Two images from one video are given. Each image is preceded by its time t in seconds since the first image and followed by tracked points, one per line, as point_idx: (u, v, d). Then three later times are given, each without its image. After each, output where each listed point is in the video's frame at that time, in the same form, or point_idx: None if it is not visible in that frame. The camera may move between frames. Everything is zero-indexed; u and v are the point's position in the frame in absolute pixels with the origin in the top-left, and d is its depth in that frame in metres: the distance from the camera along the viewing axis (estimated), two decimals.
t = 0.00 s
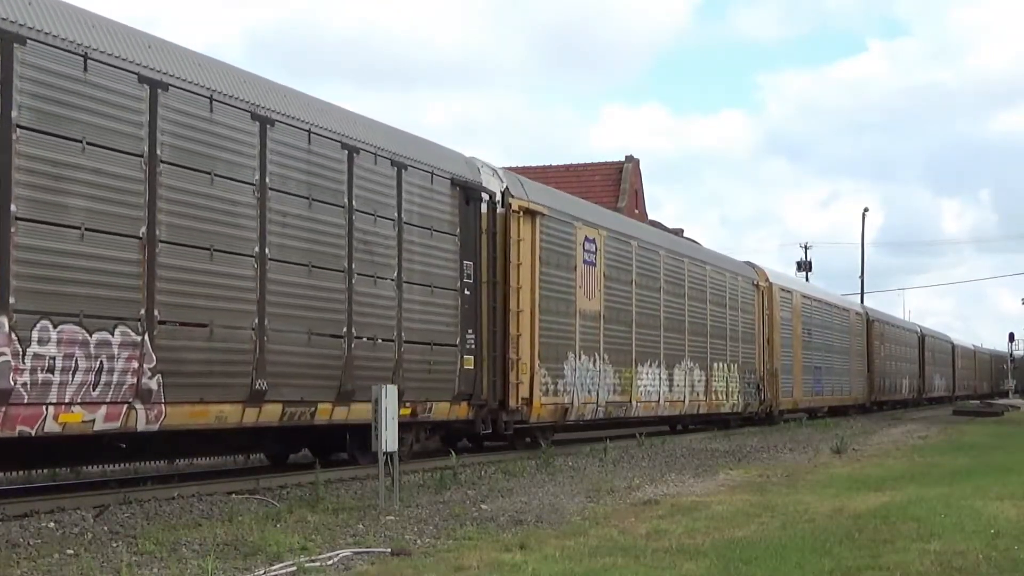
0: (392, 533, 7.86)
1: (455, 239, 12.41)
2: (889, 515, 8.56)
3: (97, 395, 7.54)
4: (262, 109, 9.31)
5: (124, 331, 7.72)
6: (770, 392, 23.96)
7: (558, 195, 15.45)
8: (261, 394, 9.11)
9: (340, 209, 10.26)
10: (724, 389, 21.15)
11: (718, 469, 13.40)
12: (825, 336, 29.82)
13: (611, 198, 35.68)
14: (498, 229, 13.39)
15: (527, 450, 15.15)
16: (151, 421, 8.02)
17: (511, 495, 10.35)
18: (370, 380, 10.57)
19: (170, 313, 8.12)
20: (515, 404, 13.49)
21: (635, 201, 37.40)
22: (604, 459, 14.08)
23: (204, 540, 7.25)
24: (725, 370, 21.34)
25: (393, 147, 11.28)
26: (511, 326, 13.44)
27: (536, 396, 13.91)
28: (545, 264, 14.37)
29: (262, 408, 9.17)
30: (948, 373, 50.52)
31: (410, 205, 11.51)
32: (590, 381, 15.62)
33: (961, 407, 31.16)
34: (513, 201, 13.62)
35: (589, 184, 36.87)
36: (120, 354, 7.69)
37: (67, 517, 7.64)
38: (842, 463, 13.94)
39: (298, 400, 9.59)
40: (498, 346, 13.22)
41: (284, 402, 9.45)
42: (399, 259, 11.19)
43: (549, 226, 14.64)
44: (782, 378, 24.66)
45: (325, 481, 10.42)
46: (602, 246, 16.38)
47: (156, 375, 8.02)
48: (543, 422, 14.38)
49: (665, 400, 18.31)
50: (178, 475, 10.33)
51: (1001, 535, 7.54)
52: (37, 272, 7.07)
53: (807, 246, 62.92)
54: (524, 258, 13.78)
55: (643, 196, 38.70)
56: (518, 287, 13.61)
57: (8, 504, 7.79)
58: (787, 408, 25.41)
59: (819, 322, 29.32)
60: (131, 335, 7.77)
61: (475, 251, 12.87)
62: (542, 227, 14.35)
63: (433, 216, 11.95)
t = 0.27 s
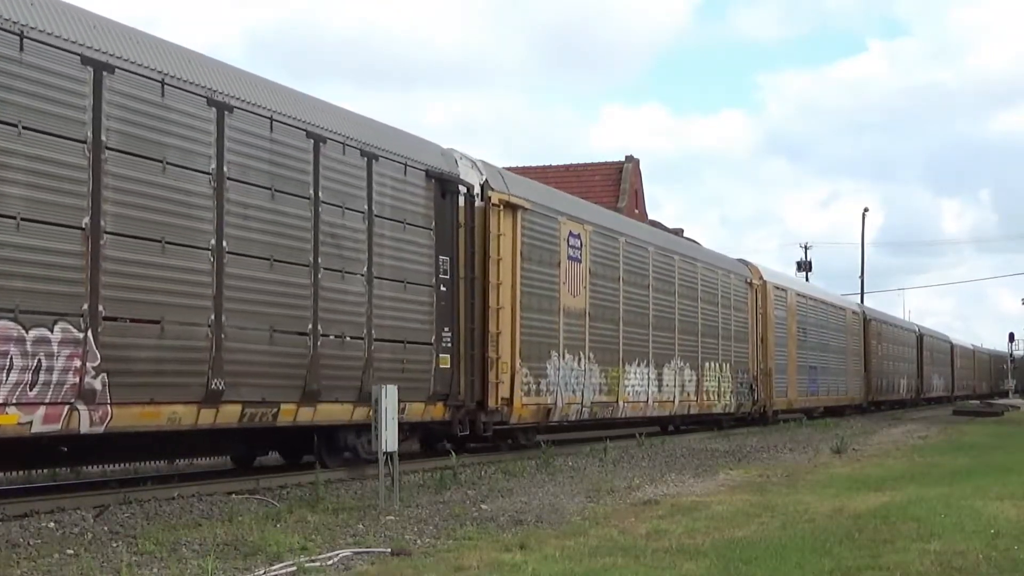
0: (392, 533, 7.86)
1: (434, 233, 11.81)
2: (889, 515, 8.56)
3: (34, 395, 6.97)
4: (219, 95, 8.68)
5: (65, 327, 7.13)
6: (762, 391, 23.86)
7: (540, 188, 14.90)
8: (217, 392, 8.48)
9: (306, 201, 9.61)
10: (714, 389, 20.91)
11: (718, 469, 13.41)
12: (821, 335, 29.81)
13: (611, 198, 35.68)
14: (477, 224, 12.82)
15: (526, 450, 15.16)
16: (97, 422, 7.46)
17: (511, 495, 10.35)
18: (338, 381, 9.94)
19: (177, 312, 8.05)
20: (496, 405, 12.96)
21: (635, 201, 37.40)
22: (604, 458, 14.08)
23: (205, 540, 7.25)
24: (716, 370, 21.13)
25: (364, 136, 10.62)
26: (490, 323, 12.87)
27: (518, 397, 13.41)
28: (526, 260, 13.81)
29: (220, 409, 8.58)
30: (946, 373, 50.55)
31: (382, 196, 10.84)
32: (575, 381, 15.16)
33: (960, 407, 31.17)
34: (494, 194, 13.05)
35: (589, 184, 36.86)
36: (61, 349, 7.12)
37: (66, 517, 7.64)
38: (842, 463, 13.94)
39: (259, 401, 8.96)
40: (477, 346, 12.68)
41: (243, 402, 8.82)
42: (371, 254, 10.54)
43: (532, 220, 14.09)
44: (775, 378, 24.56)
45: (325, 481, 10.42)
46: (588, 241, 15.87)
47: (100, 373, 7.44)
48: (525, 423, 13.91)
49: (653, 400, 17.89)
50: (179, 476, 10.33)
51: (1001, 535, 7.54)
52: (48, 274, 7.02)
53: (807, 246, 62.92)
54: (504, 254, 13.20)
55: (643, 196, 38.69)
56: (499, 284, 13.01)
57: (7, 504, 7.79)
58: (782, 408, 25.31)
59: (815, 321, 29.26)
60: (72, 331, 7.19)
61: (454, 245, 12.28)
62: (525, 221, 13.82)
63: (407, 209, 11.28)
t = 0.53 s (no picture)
0: (392, 533, 7.86)
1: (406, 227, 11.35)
2: (889, 515, 8.56)
3: None
4: (172, 79, 8.25)
5: None
6: (756, 391, 23.81)
7: (521, 182, 14.49)
8: (167, 391, 8.07)
9: (268, 191, 9.20)
10: (707, 388, 20.67)
11: (718, 469, 13.41)
12: (818, 335, 29.83)
13: (611, 198, 35.68)
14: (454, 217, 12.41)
15: (527, 450, 15.17)
16: (36, 424, 7.07)
17: (511, 495, 10.35)
18: (303, 380, 9.55)
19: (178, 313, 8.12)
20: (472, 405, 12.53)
21: (635, 201, 37.41)
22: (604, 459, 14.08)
23: (205, 540, 7.25)
24: (707, 369, 20.89)
25: (329, 125, 10.15)
26: (466, 321, 12.50)
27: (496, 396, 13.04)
28: (507, 256, 13.44)
29: (170, 410, 8.17)
30: (945, 373, 50.56)
31: (351, 187, 10.40)
32: (558, 380, 14.80)
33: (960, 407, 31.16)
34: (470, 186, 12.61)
35: (589, 184, 36.86)
36: None
37: (67, 517, 7.64)
38: (842, 464, 13.94)
39: (216, 401, 8.58)
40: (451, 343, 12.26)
41: (198, 403, 8.43)
42: (338, 247, 10.10)
43: (512, 215, 13.68)
44: (769, 378, 24.46)
45: (325, 481, 10.42)
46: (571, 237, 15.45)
47: (38, 372, 7.04)
48: (505, 424, 13.56)
49: (641, 400, 17.59)
50: (179, 476, 10.33)
51: (1001, 535, 7.54)
52: (47, 273, 7.07)
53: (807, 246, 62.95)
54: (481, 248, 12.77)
55: (643, 196, 38.68)
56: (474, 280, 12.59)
57: (8, 503, 7.79)
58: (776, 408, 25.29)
59: (811, 320, 29.24)
60: (8, 329, 6.81)
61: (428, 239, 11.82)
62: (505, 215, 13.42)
63: (378, 201, 10.85)
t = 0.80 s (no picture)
0: (392, 533, 7.86)
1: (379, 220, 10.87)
2: (889, 515, 8.56)
3: None
4: (120, 62, 7.77)
5: None
6: (749, 391, 23.74)
7: (502, 174, 13.99)
8: (115, 391, 7.59)
9: (226, 181, 8.72)
10: (697, 389, 20.31)
11: (718, 469, 13.41)
12: (813, 335, 29.85)
13: (611, 198, 35.68)
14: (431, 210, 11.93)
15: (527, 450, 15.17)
16: None
17: (511, 495, 10.35)
18: (264, 380, 9.05)
19: (176, 314, 8.15)
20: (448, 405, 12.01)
21: (634, 201, 37.41)
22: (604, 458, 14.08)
23: (205, 540, 7.25)
24: (699, 369, 20.54)
25: (296, 113, 9.69)
26: (444, 318, 11.98)
27: (475, 395, 12.53)
28: (486, 250, 12.99)
29: (118, 411, 7.68)
30: (944, 373, 50.58)
31: (317, 178, 9.88)
32: (542, 379, 14.29)
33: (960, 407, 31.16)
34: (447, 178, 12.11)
35: (588, 184, 36.86)
36: None
37: (67, 517, 7.64)
38: (842, 464, 13.94)
39: (167, 402, 8.11)
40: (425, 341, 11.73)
41: (148, 404, 7.95)
42: (304, 241, 9.61)
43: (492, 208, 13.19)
44: (762, 378, 24.38)
45: (325, 481, 10.42)
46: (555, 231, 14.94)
47: None
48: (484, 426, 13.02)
49: (631, 400, 17.13)
50: (178, 476, 10.35)
51: (1001, 535, 7.54)
52: (47, 273, 7.07)
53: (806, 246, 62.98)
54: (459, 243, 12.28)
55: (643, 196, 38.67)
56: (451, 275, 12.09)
57: (8, 503, 7.79)
58: (770, 409, 25.25)
59: (807, 320, 29.26)
60: None
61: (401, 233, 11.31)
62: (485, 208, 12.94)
63: (347, 193, 10.34)
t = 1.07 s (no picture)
0: (392, 533, 7.86)
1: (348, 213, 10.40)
2: (889, 515, 8.56)
3: None
4: (61, 43, 7.35)
5: None
6: (742, 391, 23.73)
7: (481, 167, 13.52)
8: (54, 392, 7.16)
9: (181, 170, 8.27)
10: (686, 388, 20.13)
11: (718, 469, 13.41)
12: (809, 334, 29.86)
13: (611, 198, 35.68)
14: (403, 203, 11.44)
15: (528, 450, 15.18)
16: None
17: (511, 495, 10.35)
18: (222, 379, 8.61)
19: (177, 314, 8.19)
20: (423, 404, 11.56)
21: (634, 201, 37.40)
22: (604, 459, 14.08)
23: (205, 540, 7.25)
24: (688, 368, 20.33)
25: (256, 100, 9.23)
26: (418, 315, 11.50)
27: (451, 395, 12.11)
28: (463, 244, 12.55)
29: (58, 413, 7.25)
30: (943, 373, 50.60)
31: (281, 168, 9.43)
32: (523, 379, 13.90)
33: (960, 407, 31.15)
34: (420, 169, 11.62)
35: (588, 184, 36.87)
36: None
37: (67, 517, 7.64)
38: (842, 464, 13.94)
39: (115, 403, 7.68)
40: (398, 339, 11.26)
41: (92, 405, 7.50)
42: (266, 234, 9.15)
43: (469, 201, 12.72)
44: (755, 377, 24.39)
45: (325, 481, 10.43)
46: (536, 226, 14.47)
47: None
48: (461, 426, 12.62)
49: (617, 400, 16.80)
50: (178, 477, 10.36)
51: (1001, 535, 7.54)
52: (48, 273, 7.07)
53: (806, 246, 63.00)
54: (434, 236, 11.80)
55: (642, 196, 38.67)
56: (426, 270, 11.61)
57: (8, 503, 7.80)
58: (764, 409, 25.19)
59: (802, 319, 29.29)
60: None
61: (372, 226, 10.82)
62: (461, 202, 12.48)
63: (313, 183, 9.88)
